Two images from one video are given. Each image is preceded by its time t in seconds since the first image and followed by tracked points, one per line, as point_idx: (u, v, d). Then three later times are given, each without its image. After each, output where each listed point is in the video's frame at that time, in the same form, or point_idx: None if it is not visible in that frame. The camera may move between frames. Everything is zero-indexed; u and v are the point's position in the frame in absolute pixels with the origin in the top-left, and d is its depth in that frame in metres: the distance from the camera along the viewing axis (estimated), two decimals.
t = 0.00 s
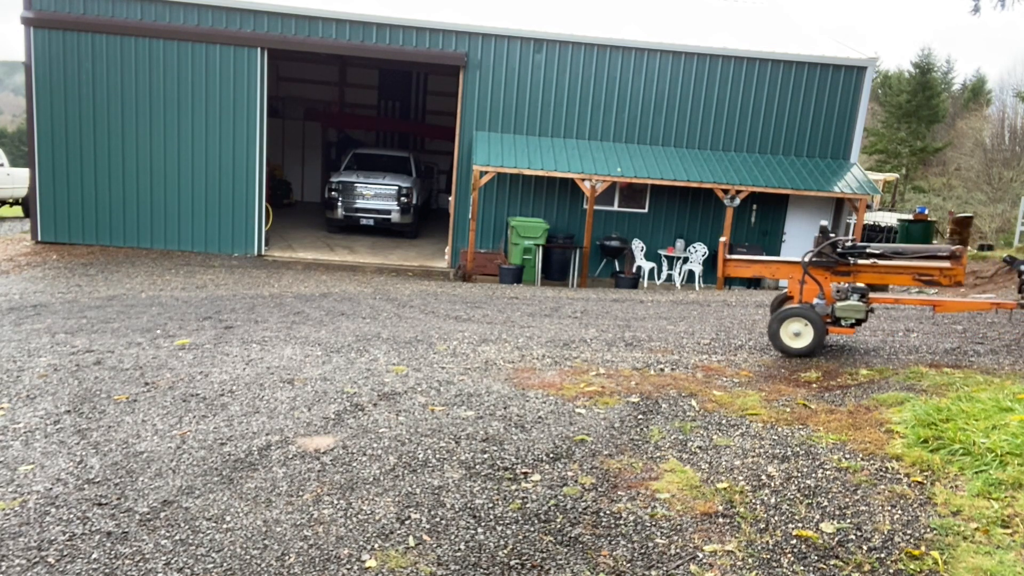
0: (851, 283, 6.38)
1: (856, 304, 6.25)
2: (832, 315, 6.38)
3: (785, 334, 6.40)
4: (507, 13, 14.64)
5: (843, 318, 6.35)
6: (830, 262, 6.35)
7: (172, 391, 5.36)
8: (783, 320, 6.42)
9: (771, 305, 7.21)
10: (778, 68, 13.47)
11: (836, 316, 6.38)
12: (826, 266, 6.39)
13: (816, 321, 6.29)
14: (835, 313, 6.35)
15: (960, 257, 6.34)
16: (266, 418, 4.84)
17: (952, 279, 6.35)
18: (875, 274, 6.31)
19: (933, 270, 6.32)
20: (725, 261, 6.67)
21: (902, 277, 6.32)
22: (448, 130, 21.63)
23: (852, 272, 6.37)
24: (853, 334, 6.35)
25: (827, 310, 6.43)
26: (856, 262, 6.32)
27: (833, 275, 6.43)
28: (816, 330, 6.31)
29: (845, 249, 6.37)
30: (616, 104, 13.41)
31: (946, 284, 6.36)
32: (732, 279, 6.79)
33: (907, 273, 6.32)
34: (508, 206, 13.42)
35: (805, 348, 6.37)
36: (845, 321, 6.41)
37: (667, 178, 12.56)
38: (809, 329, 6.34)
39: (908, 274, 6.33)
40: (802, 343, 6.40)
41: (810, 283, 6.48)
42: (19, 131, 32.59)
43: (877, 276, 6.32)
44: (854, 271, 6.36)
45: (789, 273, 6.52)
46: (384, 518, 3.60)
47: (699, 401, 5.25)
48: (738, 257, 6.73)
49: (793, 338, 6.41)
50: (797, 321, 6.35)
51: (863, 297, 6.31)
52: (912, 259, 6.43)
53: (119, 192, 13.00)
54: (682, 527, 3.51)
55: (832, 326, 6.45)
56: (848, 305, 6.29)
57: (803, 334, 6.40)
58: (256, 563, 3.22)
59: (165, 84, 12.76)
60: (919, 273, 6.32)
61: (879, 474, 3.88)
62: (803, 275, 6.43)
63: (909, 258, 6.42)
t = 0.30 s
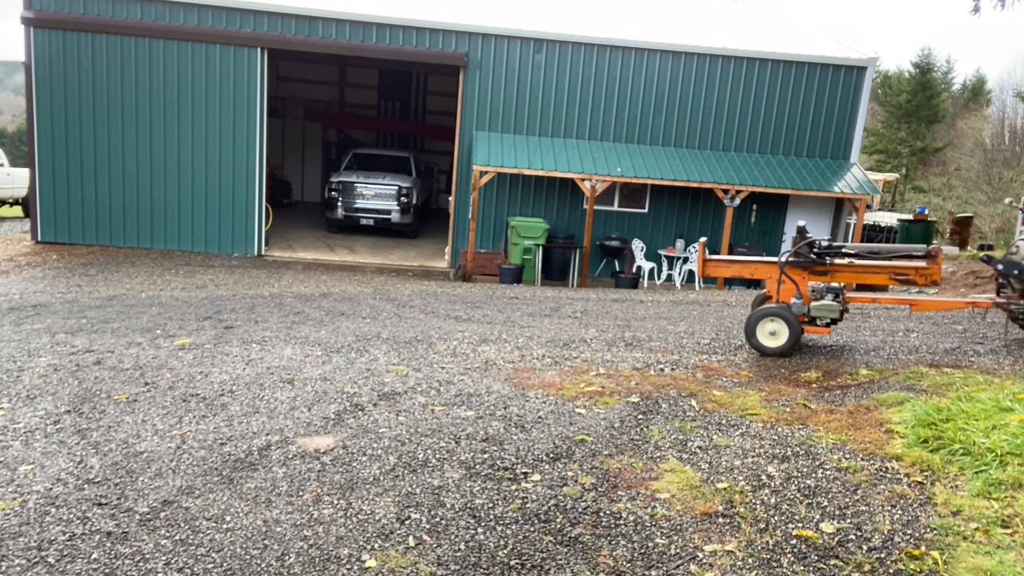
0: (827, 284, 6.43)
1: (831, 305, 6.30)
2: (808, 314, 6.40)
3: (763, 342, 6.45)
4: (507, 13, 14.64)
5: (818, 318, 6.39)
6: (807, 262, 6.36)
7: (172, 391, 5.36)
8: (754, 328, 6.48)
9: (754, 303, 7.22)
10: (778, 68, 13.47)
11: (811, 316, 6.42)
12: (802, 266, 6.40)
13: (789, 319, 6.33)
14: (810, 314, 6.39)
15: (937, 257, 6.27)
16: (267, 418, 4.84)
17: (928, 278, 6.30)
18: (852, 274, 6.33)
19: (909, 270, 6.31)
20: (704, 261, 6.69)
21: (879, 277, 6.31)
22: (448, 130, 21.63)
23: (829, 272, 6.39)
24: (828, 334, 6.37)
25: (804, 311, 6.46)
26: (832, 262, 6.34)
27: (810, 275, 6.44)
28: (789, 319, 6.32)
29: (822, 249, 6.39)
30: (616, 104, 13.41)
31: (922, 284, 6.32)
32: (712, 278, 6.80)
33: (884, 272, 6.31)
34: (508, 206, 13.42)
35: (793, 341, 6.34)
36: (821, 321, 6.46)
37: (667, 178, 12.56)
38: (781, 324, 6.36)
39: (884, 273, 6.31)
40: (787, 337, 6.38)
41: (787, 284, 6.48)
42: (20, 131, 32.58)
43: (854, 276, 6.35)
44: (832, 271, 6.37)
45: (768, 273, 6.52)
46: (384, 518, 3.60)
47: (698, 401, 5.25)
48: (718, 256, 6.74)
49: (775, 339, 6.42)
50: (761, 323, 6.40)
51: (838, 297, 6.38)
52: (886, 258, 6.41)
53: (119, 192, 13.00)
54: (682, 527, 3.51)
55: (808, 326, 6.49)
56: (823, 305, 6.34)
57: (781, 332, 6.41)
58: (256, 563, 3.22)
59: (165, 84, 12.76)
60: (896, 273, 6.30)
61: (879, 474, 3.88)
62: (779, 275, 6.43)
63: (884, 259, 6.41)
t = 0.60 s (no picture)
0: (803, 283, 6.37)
1: (805, 303, 6.24)
2: (785, 314, 6.37)
3: (749, 346, 6.47)
4: (507, 13, 14.64)
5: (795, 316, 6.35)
6: (785, 261, 6.35)
7: (172, 390, 5.36)
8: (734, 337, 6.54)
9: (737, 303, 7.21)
10: (778, 67, 13.47)
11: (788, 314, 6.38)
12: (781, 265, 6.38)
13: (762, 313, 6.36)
14: (787, 313, 6.34)
15: (913, 257, 6.29)
16: (267, 418, 4.84)
17: (905, 278, 6.30)
18: (830, 273, 6.30)
19: (886, 269, 6.28)
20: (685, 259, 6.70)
21: (855, 275, 6.28)
22: (447, 130, 21.63)
23: (807, 272, 6.36)
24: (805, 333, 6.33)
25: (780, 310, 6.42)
26: (810, 262, 6.31)
27: (788, 274, 6.42)
28: (758, 311, 6.38)
29: (800, 249, 6.37)
30: (616, 104, 13.41)
31: (898, 283, 6.31)
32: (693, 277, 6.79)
33: (861, 271, 6.28)
34: (508, 206, 13.42)
35: (772, 328, 6.35)
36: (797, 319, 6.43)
37: (667, 178, 12.57)
38: (753, 321, 6.42)
39: (860, 272, 6.28)
40: (767, 328, 6.40)
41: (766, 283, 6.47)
42: (20, 131, 32.59)
43: (831, 276, 6.31)
44: (810, 270, 6.34)
45: (748, 272, 6.50)
46: (384, 518, 3.60)
47: (698, 401, 5.25)
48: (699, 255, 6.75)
49: (758, 336, 6.43)
50: (734, 329, 6.48)
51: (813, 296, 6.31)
52: (863, 258, 6.52)
53: (119, 192, 13.00)
54: (682, 526, 3.51)
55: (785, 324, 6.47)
56: (798, 304, 6.29)
57: (759, 329, 6.45)
58: (256, 563, 3.22)
59: (165, 84, 12.77)
60: (873, 272, 6.26)
61: (879, 474, 3.88)
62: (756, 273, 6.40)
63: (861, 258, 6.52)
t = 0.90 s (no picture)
0: (779, 283, 6.40)
1: (780, 301, 6.25)
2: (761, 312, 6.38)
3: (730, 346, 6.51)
4: (507, 13, 14.64)
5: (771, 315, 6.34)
6: (763, 260, 6.44)
7: (172, 391, 5.36)
8: (715, 340, 6.59)
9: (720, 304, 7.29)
10: (778, 68, 13.47)
11: (764, 313, 6.38)
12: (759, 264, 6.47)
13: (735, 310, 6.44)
14: (763, 312, 6.34)
15: (890, 256, 6.32)
16: (267, 418, 4.84)
17: (882, 277, 6.30)
18: (807, 271, 6.34)
19: (862, 268, 6.30)
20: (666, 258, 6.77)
21: (833, 275, 6.32)
22: (447, 130, 21.63)
23: (785, 271, 6.43)
24: (781, 331, 6.32)
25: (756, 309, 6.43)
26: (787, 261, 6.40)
27: (765, 274, 6.50)
28: (730, 307, 6.45)
29: (777, 249, 6.50)
30: (616, 104, 13.41)
31: (875, 282, 6.30)
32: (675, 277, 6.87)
33: (838, 270, 6.32)
34: (508, 206, 13.42)
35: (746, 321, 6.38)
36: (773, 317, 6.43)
37: (667, 178, 12.57)
38: (727, 320, 6.48)
39: (838, 271, 6.32)
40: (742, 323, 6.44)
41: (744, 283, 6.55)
42: (20, 131, 32.59)
43: (809, 276, 6.37)
44: (788, 269, 6.40)
45: (727, 272, 6.59)
46: (384, 518, 3.60)
47: (699, 401, 5.25)
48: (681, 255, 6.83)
49: (736, 334, 6.47)
50: (710, 332, 6.55)
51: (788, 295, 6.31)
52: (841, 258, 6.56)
53: (119, 192, 13.00)
54: (682, 527, 3.51)
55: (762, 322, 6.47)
56: (774, 303, 6.28)
57: (736, 326, 6.50)
58: (256, 563, 3.22)
59: (165, 84, 12.76)
60: (850, 271, 6.30)
61: (879, 474, 3.88)
62: (733, 272, 6.51)
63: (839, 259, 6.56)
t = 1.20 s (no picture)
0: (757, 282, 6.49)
1: (756, 300, 6.37)
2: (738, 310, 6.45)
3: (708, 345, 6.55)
4: (507, 13, 14.64)
5: (748, 313, 6.43)
6: (744, 259, 6.47)
7: (172, 390, 5.36)
8: (693, 340, 6.62)
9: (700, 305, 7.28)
10: (778, 68, 13.47)
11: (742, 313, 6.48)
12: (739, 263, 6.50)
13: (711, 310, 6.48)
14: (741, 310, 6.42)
15: (867, 256, 6.34)
16: (267, 418, 4.84)
17: (859, 276, 6.30)
18: (786, 271, 6.42)
19: (840, 266, 6.32)
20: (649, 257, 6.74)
21: (810, 274, 6.37)
22: (447, 130, 21.63)
23: (764, 271, 6.49)
24: (757, 330, 6.44)
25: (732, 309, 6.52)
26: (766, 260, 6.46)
27: (744, 272, 6.53)
28: (708, 307, 6.49)
29: (757, 249, 6.56)
30: (616, 104, 13.41)
31: (853, 281, 6.31)
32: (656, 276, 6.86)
33: (816, 269, 6.36)
34: (508, 206, 13.42)
35: (723, 319, 6.41)
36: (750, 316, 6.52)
37: (667, 178, 12.57)
38: (706, 319, 6.51)
39: (816, 270, 6.36)
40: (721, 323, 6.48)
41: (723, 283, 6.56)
42: (20, 131, 32.62)
43: (787, 275, 6.45)
44: (767, 269, 6.47)
45: (707, 272, 6.59)
46: (384, 518, 3.60)
47: (699, 401, 5.25)
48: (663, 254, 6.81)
49: (715, 331, 6.50)
50: (688, 331, 6.58)
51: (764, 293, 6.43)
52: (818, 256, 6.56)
53: (119, 192, 13.00)
54: (682, 526, 3.51)
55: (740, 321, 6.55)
56: (751, 301, 6.39)
57: (713, 325, 6.53)
58: (256, 563, 3.22)
59: (166, 84, 12.76)
60: (827, 270, 6.32)
61: (879, 474, 3.88)
62: (714, 271, 6.49)
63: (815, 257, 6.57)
